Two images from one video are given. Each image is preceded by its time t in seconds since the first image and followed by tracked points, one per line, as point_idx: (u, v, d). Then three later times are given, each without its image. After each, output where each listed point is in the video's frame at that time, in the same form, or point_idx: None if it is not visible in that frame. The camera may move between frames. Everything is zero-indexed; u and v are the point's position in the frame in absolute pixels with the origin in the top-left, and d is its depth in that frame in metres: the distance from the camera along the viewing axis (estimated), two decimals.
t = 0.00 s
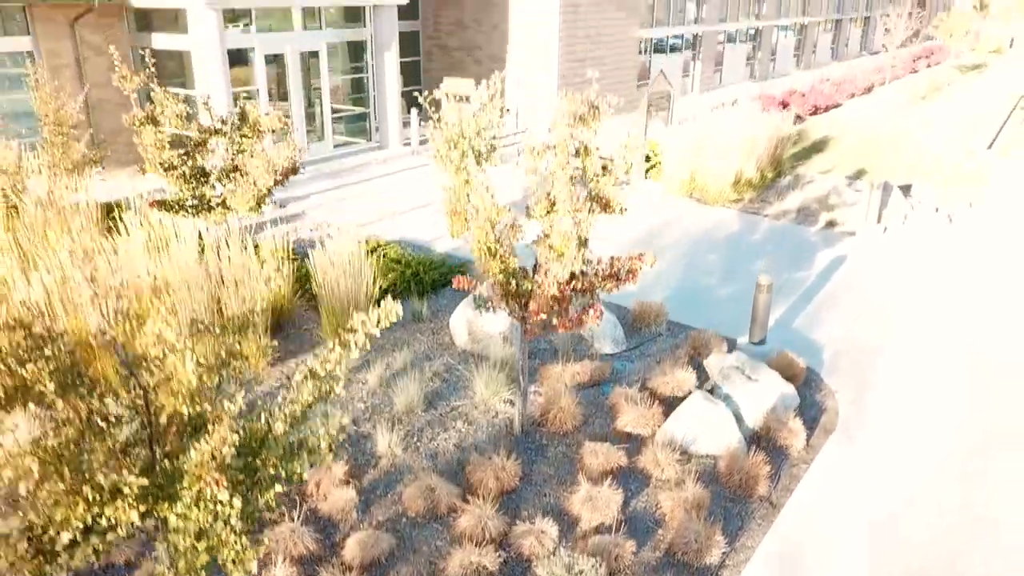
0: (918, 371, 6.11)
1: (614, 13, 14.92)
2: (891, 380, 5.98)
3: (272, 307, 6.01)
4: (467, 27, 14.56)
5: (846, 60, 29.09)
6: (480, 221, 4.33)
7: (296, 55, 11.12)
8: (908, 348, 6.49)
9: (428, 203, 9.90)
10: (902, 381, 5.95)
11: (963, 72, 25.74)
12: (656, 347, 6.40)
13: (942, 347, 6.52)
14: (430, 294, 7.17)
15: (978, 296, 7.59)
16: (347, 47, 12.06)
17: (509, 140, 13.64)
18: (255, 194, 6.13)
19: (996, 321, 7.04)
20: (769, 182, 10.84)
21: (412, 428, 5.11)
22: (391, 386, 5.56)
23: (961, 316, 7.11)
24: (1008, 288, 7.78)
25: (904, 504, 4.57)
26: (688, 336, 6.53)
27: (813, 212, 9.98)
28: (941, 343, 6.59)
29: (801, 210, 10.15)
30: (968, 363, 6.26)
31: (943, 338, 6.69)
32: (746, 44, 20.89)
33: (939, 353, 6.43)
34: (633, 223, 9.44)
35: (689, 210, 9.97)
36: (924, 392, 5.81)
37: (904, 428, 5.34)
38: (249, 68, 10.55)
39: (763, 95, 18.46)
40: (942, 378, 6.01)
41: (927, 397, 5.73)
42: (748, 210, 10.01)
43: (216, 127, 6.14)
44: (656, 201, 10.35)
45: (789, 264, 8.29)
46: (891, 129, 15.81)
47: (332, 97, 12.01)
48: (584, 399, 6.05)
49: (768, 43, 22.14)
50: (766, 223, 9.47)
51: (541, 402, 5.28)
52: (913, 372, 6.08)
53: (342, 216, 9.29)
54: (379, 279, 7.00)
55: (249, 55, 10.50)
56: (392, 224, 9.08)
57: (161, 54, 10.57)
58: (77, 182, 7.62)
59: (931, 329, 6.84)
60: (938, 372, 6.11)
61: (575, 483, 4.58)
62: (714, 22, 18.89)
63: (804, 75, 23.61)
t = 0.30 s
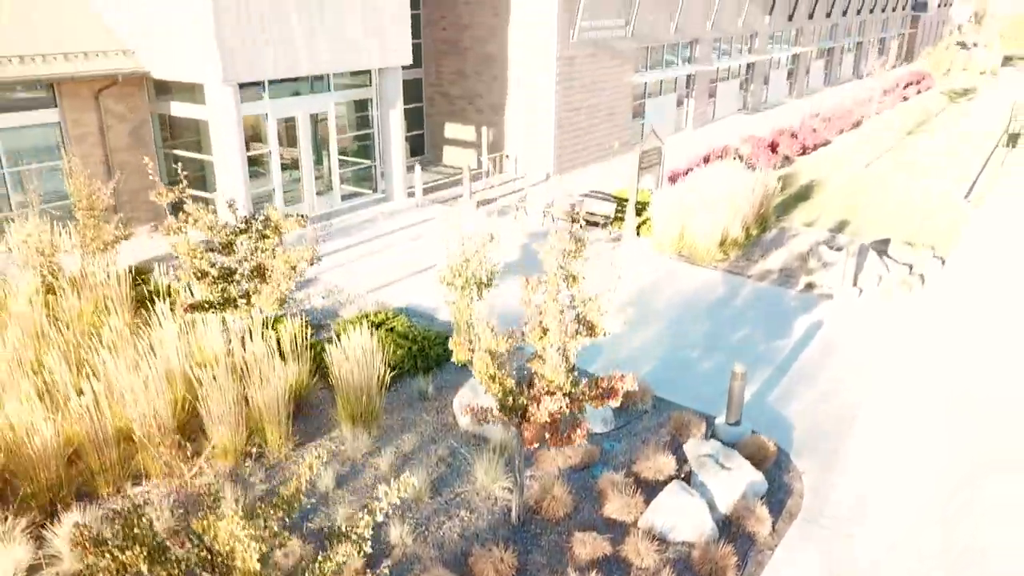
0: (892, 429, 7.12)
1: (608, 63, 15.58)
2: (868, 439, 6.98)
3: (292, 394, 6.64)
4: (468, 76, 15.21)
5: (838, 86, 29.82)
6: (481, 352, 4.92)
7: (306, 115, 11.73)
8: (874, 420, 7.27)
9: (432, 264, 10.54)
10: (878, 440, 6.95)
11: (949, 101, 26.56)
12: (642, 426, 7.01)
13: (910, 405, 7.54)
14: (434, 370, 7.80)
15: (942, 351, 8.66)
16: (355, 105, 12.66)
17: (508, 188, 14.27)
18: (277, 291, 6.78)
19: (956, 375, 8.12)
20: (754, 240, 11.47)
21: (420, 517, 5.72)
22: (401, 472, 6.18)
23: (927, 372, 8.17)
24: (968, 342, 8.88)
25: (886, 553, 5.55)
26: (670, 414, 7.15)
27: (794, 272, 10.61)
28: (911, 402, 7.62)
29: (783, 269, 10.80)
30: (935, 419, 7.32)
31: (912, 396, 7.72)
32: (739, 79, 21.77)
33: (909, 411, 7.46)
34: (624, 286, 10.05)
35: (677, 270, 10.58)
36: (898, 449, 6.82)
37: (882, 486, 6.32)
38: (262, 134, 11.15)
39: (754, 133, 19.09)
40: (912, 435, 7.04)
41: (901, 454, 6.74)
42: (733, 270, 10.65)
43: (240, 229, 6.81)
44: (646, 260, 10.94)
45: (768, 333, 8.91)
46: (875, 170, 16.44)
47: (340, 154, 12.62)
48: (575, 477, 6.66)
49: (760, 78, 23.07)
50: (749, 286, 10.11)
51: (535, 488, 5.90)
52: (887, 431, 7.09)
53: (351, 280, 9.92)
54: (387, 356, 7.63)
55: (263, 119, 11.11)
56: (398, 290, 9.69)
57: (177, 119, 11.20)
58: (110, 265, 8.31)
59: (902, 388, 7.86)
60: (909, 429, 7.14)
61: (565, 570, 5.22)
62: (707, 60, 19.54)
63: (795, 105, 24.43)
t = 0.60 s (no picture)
0: (870, 474, 7.94)
1: (604, 106, 16.23)
2: (848, 485, 7.78)
3: (311, 460, 7.31)
4: (469, 120, 15.85)
5: (830, 108, 30.48)
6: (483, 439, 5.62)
7: (316, 169, 12.38)
8: (848, 471, 8.00)
9: (435, 315, 11.24)
10: (858, 485, 7.76)
11: (938, 124, 27.27)
12: (629, 485, 7.68)
13: (886, 450, 8.35)
14: (438, 429, 8.46)
15: (917, 394, 9.49)
16: (362, 156, 13.36)
17: (508, 230, 14.95)
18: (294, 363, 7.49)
19: (929, 419, 8.95)
20: (740, 287, 12.14)
21: None
22: (410, 534, 6.85)
23: (902, 416, 9.00)
24: (940, 384, 9.72)
25: None
26: (655, 474, 7.82)
27: (776, 322, 11.27)
28: (888, 446, 8.43)
29: (766, 318, 11.48)
30: (909, 462, 8.14)
31: (890, 440, 8.54)
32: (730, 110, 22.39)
33: (886, 455, 8.27)
34: (615, 338, 10.73)
35: (664, 320, 11.30)
36: (875, 492, 7.65)
37: (860, 531, 7.10)
38: (275, 188, 11.81)
39: (745, 166, 19.76)
40: (887, 478, 7.88)
41: (879, 499, 7.55)
42: (718, 321, 11.32)
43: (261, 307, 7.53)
44: (638, 310, 11.61)
45: (748, 388, 9.59)
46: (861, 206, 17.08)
47: (348, 202, 13.30)
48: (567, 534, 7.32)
49: (751, 108, 23.74)
50: (732, 338, 10.80)
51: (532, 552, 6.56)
52: (867, 476, 7.91)
53: (360, 332, 10.59)
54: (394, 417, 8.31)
55: (275, 175, 11.75)
56: (403, 342, 10.35)
57: (194, 176, 11.86)
58: (139, 330, 9.03)
59: (880, 432, 8.69)
60: (885, 472, 7.98)
61: None
62: (699, 95, 20.19)
63: (786, 131, 25.10)
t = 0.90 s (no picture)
0: (851, 514, 8.71)
1: (598, 146, 16.94)
2: (829, 525, 8.53)
3: (328, 511, 7.99)
4: (470, 159, 16.56)
5: (822, 130, 31.16)
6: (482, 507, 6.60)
7: (324, 215, 13.09)
8: (827, 512, 8.74)
9: (438, 357, 11.95)
10: (841, 524, 8.53)
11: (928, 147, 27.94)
12: (617, 532, 8.36)
13: (867, 488, 9.16)
14: (443, 475, 9.18)
15: (897, 433, 10.28)
16: (368, 200, 14.08)
17: (506, 266, 15.63)
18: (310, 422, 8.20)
19: (909, 459, 9.72)
20: (725, 329, 12.85)
21: None
22: None
23: (883, 455, 9.79)
24: (919, 424, 10.49)
25: None
26: (641, 520, 8.52)
27: (759, 365, 11.96)
28: (868, 486, 9.21)
29: (750, 360, 12.18)
30: (888, 501, 8.92)
31: (870, 480, 9.31)
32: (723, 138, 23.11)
33: (867, 494, 9.05)
34: (607, 381, 11.43)
35: (652, 363, 12.00)
36: (856, 531, 8.41)
37: (840, 568, 7.86)
38: (286, 235, 12.52)
39: (736, 196, 20.44)
40: (868, 516, 8.64)
41: (860, 537, 8.31)
42: (703, 363, 12.02)
43: (278, 369, 8.26)
44: (629, 352, 12.30)
45: (730, 433, 10.29)
46: (846, 238, 17.75)
47: (354, 245, 13.99)
48: None
49: (744, 135, 24.45)
50: (716, 381, 11.50)
51: None
52: (848, 515, 8.68)
53: (367, 377, 11.28)
54: (399, 465, 8.99)
55: (287, 223, 12.47)
56: (407, 387, 11.04)
57: (210, 225, 12.58)
58: (165, 382, 9.77)
59: (860, 473, 9.46)
60: (865, 511, 8.75)
61: None
62: (692, 127, 20.89)
63: (778, 156, 25.82)
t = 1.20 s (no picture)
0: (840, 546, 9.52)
1: (593, 181, 17.75)
2: (817, 557, 9.34)
3: (343, 551, 8.74)
4: (471, 194, 17.35)
5: (814, 149, 31.98)
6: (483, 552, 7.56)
7: (334, 257, 13.90)
8: (800, 545, 9.53)
9: (441, 393, 12.75)
10: (830, 556, 9.36)
11: (916, 169, 28.74)
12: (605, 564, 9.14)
13: (851, 521, 9.99)
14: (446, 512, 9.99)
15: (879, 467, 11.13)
16: (375, 240, 14.87)
17: (505, 298, 16.44)
18: (326, 467, 9.05)
19: (885, 493, 10.57)
20: (710, 365, 13.66)
21: None
22: None
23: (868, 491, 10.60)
24: (895, 459, 11.30)
25: None
26: (628, 554, 9.28)
27: (741, 401, 12.76)
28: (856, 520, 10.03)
29: (733, 394, 12.98)
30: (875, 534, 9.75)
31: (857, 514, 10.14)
32: (715, 164, 23.90)
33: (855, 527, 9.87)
34: (599, 416, 12.23)
35: (641, 397, 12.80)
36: (845, 563, 9.23)
37: None
38: (298, 277, 13.33)
39: (726, 224, 21.25)
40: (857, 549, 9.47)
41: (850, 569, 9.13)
42: (689, 399, 12.81)
43: (296, 419, 9.11)
44: (619, 387, 13.11)
45: (712, 468, 11.08)
46: (832, 268, 18.55)
47: (362, 282, 14.80)
48: None
49: (737, 159, 25.25)
50: (702, 416, 12.29)
51: None
52: (838, 547, 9.50)
53: (375, 414, 12.08)
54: (406, 503, 9.78)
55: (298, 266, 13.28)
56: (412, 422, 11.85)
57: (226, 267, 13.40)
58: (189, 423, 10.58)
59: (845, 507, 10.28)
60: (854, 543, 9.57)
61: None
62: (684, 157, 21.69)
63: (770, 179, 26.63)
